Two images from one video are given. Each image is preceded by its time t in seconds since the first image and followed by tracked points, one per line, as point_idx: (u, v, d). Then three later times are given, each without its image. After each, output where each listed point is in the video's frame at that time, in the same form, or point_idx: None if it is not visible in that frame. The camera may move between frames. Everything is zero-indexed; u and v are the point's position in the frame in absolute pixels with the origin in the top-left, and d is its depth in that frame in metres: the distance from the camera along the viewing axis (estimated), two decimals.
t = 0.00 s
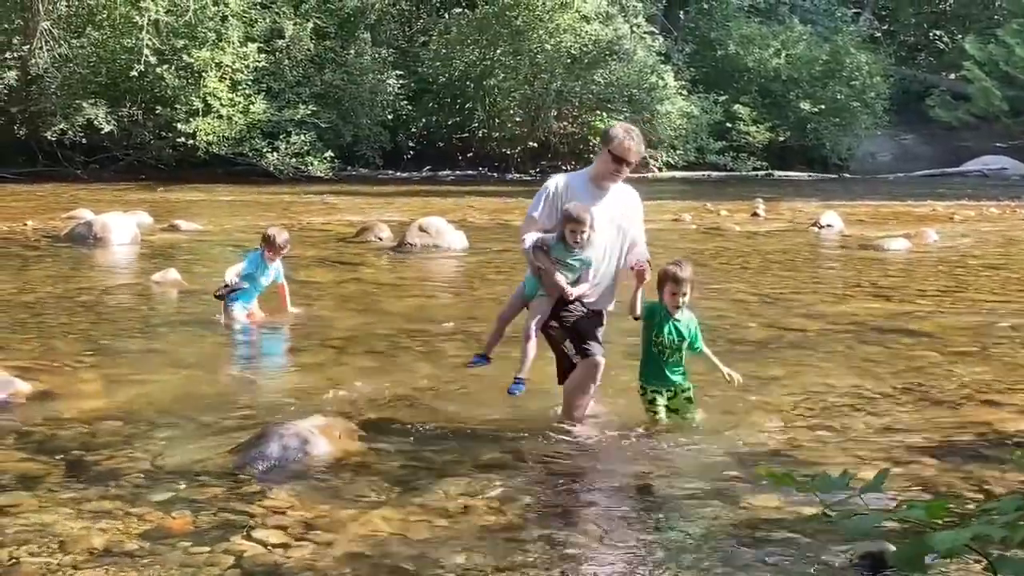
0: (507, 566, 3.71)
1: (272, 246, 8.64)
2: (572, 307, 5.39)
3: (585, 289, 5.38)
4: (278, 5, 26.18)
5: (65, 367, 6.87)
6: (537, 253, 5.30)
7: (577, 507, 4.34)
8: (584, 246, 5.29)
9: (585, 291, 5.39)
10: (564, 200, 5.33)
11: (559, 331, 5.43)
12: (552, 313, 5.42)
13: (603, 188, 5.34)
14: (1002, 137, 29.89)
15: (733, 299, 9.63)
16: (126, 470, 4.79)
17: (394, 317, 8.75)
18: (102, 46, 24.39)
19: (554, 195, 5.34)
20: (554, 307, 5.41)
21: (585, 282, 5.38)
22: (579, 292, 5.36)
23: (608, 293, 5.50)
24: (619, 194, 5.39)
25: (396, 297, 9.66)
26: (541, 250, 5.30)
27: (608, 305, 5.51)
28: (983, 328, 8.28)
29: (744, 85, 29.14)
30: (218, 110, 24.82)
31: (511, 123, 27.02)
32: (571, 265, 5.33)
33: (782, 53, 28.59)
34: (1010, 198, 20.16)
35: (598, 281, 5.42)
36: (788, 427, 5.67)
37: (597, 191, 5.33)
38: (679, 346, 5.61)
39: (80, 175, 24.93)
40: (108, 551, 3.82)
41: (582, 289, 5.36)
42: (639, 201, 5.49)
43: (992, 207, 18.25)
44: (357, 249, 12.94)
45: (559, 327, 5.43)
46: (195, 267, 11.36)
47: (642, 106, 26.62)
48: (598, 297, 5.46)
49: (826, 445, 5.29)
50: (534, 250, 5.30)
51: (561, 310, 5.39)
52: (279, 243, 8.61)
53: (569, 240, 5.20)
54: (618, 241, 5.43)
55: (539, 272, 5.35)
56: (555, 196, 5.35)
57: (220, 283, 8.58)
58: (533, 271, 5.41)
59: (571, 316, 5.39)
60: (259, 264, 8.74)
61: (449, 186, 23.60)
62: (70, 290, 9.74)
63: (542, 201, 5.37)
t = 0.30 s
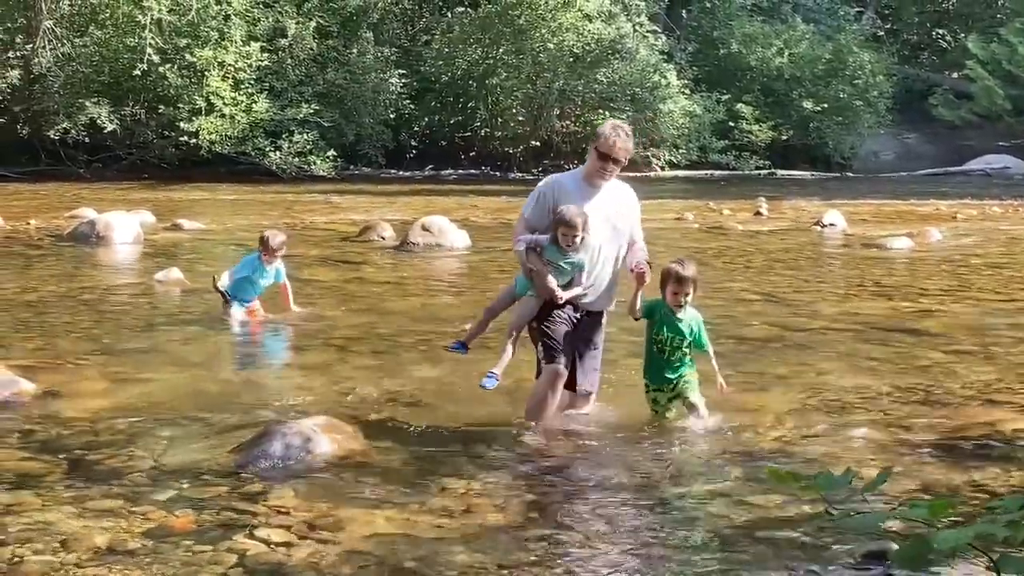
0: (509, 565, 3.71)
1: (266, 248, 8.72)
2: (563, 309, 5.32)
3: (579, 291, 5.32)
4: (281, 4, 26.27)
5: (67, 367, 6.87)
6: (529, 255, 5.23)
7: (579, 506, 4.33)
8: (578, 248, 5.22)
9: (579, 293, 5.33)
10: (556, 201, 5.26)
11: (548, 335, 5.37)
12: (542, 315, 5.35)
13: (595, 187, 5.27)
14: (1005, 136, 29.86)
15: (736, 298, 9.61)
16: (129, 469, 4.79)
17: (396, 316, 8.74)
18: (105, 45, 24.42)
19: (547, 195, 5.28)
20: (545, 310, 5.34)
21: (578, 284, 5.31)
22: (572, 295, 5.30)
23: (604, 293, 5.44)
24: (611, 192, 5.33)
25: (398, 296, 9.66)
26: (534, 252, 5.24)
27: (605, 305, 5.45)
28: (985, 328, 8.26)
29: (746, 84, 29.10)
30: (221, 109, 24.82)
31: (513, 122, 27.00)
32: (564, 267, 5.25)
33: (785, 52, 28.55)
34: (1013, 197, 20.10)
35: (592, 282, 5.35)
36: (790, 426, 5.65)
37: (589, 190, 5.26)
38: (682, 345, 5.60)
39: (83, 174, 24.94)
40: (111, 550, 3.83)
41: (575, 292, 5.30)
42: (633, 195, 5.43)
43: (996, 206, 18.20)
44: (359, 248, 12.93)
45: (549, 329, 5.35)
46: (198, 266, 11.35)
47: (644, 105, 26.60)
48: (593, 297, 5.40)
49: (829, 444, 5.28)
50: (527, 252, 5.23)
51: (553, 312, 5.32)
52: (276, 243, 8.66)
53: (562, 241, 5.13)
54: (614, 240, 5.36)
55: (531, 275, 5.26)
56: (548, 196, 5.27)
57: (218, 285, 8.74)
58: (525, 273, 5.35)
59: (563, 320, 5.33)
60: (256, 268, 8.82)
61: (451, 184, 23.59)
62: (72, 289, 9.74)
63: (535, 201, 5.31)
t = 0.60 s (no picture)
0: (511, 563, 3.71)
1: (260, 247, 8.76)
2: (562, 313, 5.26)
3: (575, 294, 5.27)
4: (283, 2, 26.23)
5: (69, 365, 6.87)
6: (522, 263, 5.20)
7: (581, 505, 4.33)
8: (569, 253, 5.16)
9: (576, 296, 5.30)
10: (546, 205, 5.25)
11: (547, 339, 5.32)
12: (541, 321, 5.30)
13: (584, 187, 5.26)
14: (1008, 134, 29.84)
15: (738, 296, 9.60)
16: (132, 467, 4.80)
17: (398, 314, 8.74)
18: (107, 43, 24.37)
19: (536, 201, 5.27)
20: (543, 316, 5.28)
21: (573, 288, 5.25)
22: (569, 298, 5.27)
23: (602, 293, 5.41)
24: (600, 190, 5.32)
25: (400, 295, 9.66)
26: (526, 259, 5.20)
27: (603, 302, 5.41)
28: (988, 326, 8.25)
29: (748, 83, 29.08)
30: (223, 108, 24.87)
31: (515, 120, 26.99)
32: (557, 274, 5.19)
33: (788, 50, 28.51)
34: (1016, 196, 20.07)
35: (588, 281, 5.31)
36: (793, 425, 5.64)
37: (577, 191, 5.25)
38: (689, 347, 5.53)
39: (85, 173, 24.95)
40: (114, 548, 3.83)
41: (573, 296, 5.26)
42: (623, 192, 5.43)
43: (998, 205, 18.19)
44: (361, 247, 12.93)
45: (547, 334, 5.30)
46: (200, 265, 11.36)
47: (646, 103, 26.59)
48: (590, 298, 5.37)
49: (831, 443, 5.27)
50: (520, 259, 5.21)
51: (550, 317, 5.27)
52: (269, 242, 8.72)
53: (554, 247, 5.10)
54: (605, 238, 5.35)
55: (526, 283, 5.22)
56: (537, 200, 5.26)
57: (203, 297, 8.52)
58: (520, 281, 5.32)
59: (561, 323, 5.27)
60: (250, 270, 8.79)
61: (453, 182, 23.61)
62: (75, 288, 9.75)
63: (524, 207, 5.29)
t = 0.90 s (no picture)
0: (512, 561, 3.71)
1: (253, 244, 8.78)
2: (558, 313, 5.29)
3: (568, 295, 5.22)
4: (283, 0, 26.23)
5: (69, 363, 6.88)
6: (515, 266, 5.18)
7: (581, 503, 4.33)
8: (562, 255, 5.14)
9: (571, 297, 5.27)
10: (540, 207, 5.23)
11: (546, 338, 5.36)
12: (538, 322, 5.31)
13: (577, 188, 5.22)
14: (1009, 132, 29.80)
15: (739, 294, 9.59)
16: (133, 465, 4.80)
17: (399, 312, 8.74)
18: (108, 41, 24.34)
19: (529, 202, 5.24)
20: (539, 318, 5.29)
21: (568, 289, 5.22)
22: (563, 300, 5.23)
23: (600, 293, 5.37)
24: (596, 190, 5.26)
25: (401, 292, 9.67)
26: (520, 262, 5.18)
27: (600, 304, 5.38)
28: (988, 323, 8.25)
29: (749, 80, 29.09)
30: (223, 106, 24.83)
31: (516, 119, 26.96)
32: (551, 276, 5.17)
33: (788, 48, 28.56)
34: (1017, 194, 20.06)
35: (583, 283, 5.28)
36: (795, 423, 5.63)
37: (571, 192, 5.21)
38: (703, 348, 5.46)
39: (86, 171, 24.98)
40: (115, 546, 3.83)
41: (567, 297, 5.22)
42: (621, 191, 5.35)
43: (998, 202, 18.19)
44: (362, 245, 12.93)
45: (546, 334, 5.35)
46: (200, 263, 11.36)
47: (647, 102, 26.62)
48: (586, 298, 5.32)
49: (832, 441, 5.27)
50: (511, 262, 5.21)
51: (546, 319, 5.28)
52: (261, 239, 8.74)
53: (543, 249, 5.07)
54: (601, 239, 5.31)
55: (520, 286, 5.20)
56: (530, 203, 5.25)
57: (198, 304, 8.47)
58: (515, 284, 5.30)
59: (558, 324, 5.30)
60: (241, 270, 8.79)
61: (454, 181, 23.58)
62: (76, 286, 9.76)
63: (518, 209, 5.29)
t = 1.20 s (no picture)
0: (513, 559, 3.71)
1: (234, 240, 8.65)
2: (557, 314, 5.27)
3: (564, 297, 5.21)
4: None
5: (69, 360, 6.88)
6: (513, 266, 5.17)
7: (581, 500, 4.33)
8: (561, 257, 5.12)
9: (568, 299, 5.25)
10: (538, 208, 5.24)
11: (545, 339, 5.34)
12: (536, 322, 5.29)
13: (576, 188, 5.23)
14: (1009, 129, 29.76)
15: (739, 292, 9.59)
16: (133, 462, 4.80)
17: (399, 309, 8.75)
18: (109, 38, 24.32)
19: (529, 202, 5.24)
20: (538, 317, 5.27)
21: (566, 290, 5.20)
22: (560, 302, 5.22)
23: (598, 294, 5.36)
24: (595, 191, 5.27)
25: (402, 290, 9.67)
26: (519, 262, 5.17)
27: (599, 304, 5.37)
28: (989, 321, 8.25)
29: (749, 78, 29.11)
30: (223, 103, 24.80)
31: (517, 116, 26.89)
32: (549, 277, 5.15)
33: (788, 45, 28.55)
34: (1017, 191, 20.03)
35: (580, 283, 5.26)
36: (794, 420, 5.63)
37: (571, 191, 5.22)
38: (701, 352, 5.51)
39: (86, 168, 24.96)
40: (116, 543, 3.83)
41: (564, 299, 5.20)
42: (621, 192, 5.34)
43: (999, 200, 18.17)
44: (363, 242, 12.93)
45: (545, 335, 5.32)
46: (201, 261, 11.36)
47: (647, 99, 26.58)
48: (583, 300, 5.30)
49: (833, 438, 5.27)
50: (509, 262, 5.19)
51: (545, 318, 5.26)
52: (240, 233, 8.60)
53: (541, 251, 5.06)
54: (600, 239, 5.31)
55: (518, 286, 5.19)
56: (529, 203, 5.25)
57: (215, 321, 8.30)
58: (513, 284, 5.29)
59: (557, 324, 5.28)
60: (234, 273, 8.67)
61: (455, 179, 23.54)
62: (76, 283, 9.76)
63: (517, 209, 5.29)
